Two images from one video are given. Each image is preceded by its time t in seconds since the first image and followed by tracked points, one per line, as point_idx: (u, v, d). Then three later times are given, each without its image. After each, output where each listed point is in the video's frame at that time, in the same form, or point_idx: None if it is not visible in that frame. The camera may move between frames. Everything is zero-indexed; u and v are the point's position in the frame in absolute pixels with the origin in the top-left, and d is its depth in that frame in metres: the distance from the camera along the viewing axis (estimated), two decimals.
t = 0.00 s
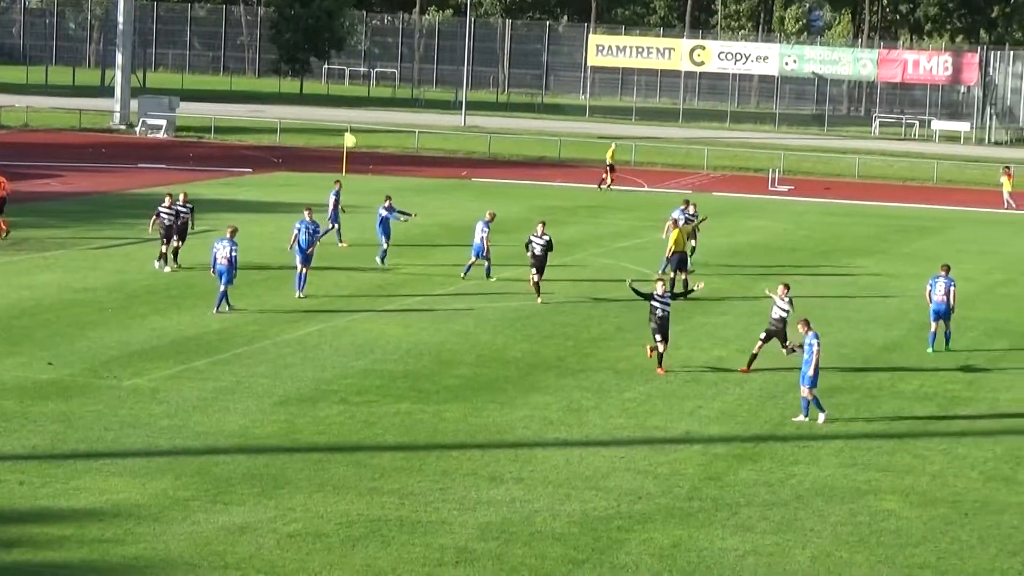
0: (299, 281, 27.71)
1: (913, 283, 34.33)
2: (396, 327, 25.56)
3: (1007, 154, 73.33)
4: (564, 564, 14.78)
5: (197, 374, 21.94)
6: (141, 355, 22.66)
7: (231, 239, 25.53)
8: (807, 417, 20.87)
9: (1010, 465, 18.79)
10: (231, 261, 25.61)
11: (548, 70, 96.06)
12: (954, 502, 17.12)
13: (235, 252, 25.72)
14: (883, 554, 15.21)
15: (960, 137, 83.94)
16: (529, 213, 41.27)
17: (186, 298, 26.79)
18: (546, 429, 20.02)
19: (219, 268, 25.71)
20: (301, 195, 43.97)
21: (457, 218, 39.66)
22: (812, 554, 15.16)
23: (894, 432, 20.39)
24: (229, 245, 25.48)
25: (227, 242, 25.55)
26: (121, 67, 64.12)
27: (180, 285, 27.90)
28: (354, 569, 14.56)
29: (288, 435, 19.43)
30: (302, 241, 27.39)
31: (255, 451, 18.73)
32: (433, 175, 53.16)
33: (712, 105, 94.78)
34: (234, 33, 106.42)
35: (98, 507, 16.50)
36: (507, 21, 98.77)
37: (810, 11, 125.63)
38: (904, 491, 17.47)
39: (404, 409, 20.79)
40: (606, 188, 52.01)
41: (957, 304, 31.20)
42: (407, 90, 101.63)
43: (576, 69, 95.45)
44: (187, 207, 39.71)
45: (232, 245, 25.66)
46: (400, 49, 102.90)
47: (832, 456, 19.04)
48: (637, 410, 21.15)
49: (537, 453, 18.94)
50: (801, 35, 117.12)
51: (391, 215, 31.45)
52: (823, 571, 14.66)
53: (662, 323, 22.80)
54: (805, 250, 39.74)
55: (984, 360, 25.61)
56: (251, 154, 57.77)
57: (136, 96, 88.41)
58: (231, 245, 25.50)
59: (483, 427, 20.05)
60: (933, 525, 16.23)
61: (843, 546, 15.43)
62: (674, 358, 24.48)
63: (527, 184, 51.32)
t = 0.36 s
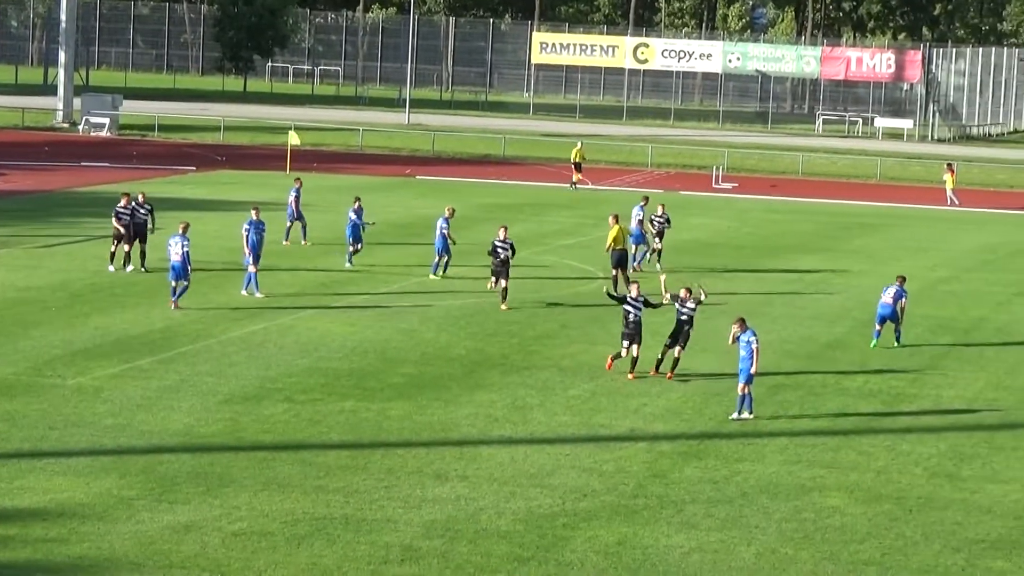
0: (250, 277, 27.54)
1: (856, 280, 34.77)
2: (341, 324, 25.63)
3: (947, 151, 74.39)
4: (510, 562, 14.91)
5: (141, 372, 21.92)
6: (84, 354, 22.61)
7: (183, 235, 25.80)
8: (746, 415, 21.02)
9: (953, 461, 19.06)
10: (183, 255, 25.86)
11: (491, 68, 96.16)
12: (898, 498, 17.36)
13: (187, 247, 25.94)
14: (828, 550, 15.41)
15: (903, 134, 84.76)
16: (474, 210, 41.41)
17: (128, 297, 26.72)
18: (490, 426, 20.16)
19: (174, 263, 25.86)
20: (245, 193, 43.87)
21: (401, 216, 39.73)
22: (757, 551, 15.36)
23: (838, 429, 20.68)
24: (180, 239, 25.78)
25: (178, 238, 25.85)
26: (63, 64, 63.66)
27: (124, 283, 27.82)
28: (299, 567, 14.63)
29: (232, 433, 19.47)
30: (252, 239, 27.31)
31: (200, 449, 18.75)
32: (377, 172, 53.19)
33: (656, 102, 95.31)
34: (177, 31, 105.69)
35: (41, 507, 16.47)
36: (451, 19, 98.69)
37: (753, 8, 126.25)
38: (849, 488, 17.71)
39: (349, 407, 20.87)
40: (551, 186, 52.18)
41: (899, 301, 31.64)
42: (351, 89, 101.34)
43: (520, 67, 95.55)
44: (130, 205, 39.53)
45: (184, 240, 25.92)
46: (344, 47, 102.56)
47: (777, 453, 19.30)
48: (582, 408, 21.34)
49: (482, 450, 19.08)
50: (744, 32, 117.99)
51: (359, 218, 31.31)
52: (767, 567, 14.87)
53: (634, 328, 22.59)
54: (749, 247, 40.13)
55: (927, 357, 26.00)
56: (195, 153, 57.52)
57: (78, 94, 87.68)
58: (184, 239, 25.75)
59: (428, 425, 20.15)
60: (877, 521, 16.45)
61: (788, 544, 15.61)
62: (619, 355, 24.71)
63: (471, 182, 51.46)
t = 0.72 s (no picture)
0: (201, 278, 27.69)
1: (804, 277, 35.13)
2: (290, 322, 25.66)
3: (893, 148, 75.16)
4: (460, 559, 15.03)
5: (89, 371, 21.86)
6: (31, 352, 22.50)
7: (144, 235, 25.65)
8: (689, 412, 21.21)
9: (900, 457, 19.34)
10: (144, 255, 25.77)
11: (440, 66, 95.93)
12: (846, 494, 17.60)
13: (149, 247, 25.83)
14: (777, 546, 15.61)
15: (849, 132, 85.35)
16: (423, 208, 41.49)
17: (76, 294, 26.61)
18: (440, 424, 20.27)
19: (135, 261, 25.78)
20: (193, 191, 43.72)
21: (350, 213, 39.74)
22: (706, 547, 15.54)
23: (786, 425, 20.93)
24: (141, 240, 25.62)
25: (139, 237, 25.69)
26: (8, 62, 63.09)
27: (71, 281, 27.71)
28: (248, 565, 14.69)
29: (181, 431, 19.47)
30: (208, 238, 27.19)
31: (149, 448, 18.75)
32: (326, 170, 53.12)
33: (604, 99, 95.57)
34: (124, 28, 104.87)
35: None
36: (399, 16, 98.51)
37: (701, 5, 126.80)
38: (796, 484, 17.95)
39: (298, 405, 20.90)
40: (500, 183, 52.30)
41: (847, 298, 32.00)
42: (300, 86, 100.91)
43: (469, 65, 95.41)
44: (76, 204, 39.30)
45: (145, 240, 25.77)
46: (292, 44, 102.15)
47: (726, 449, 19.52)
48: (531, 404, 21.47)
49: (432, 448, 19.18)
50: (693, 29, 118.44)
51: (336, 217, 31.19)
52: (715, 563, 15.06)
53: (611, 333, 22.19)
54: (698, 244, 40.41)
55: (873, 354, 26.35)
56: (143, 150, 57.21)
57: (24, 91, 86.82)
58: (145, 241, 25.60)
59: (377, 422, 20.23)
60: (825, 517, 16.67)
61: (737, 540, 15.81)
62: (568, 352, 24.87)
63: (420, 179, 51.51)
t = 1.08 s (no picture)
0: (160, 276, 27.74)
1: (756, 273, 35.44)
2: (244, 319, 25.67)
3: (845, 144, 75.90)
4: (414, 556, 15.15)
5: (41, 369, 21.81)
6: None
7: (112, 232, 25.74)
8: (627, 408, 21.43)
9: (854, 453, 19.61)
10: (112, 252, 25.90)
11: (392, 63, 95.96)
12: (799, 490, 17.84)
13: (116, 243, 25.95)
14: (731, 542, 15.82)
15: (802, 128, 85.91)
16: (376, 204, 41.53)
17: (29, 292, 26.50)
18: (394, 420, 20.37)
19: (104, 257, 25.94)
20: (146, 188, 43.54)
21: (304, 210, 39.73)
22: (661, 543, 15.74)
23: (739, 421, 21.17)
24: (109, 236, 25.72)
25: (107, 233, 25.81)
26: None
27: (23, 279, 27.59)
28: (202, 563, 14.75)
29: (134, 428, 19.47)
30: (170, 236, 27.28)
31: (102, 445, 18.74)
32: (279, 166, 53.03)
33: (557, 95, 96.03)
34: (76, 25, 104.14)
35: None
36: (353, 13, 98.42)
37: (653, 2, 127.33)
38: (749, 480, 18.18)
39: (252, 402, 20.94)
40: (454, 180, 52.39)
41: (801, 293, 32.32)
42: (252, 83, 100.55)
43: (422, 61, 95.36)
44: (28, 201, 39.06)
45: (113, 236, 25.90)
46: (245, 41, 101.83)
47: (679, 445, 19.74)
48: (485, 401, 21.63)
49: (385, 445, 19.29)
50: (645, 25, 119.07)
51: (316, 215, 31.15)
52: (669, 558, 15.26)
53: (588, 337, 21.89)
54: (652, 241, 40.67)
55: (826, 350, 26.65)
56: (95, 147, 56.88)
57: None
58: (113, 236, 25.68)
59: (331, 419, 20.31)
60: (780, 513, 16.89)
61: (691, 536, 16.01)
62: (521, 349, 25.01)
63: (373, 175, 51.53)
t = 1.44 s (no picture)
0: (118, 267, 28.06)
1: (709, 264, 35.75)
2: (199, 311, 25.66)
3: (799, 135, 76.50)
4: (370, 548, 15.27)
5: None
6: None
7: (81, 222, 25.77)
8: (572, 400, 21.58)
9: (808, 443, 19.88)
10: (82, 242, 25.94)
11: (346, 54, 95.57)
12: (754, 480, 18.08)
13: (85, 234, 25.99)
14: (684, 533, 16.03)
15: (756, 119, 86.46)
16: (330, 196, 41.53)
17: None
18: (348, 413, 20.46)
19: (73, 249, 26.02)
20: (98, 180, 43.34)
21: (258, 202, 39.69)
22: (615, 534, 15.93)
23: (693, 412, 21.41)
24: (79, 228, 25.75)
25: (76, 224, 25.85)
26: None
27: None
28: (156, 555, 14.80)
29: (88, 421, 19.45)
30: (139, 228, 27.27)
31: (54, 438, 18.72)
32: (232, 158, 52.92)
33: (511, 87, 96.08)
34: (27, 16, 103.36)
35: None
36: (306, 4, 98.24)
37: None
38: (703, 471, 18.41)
39: (206, 394, 20.97)
40: (409, 172, 52.39)
41: (754, 284, 32.60)
42: (206, 75, 100.13)
43: (375, 54, 94.68)
44: None
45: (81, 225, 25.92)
46: (197, 33, 101.39)
47: (633, 437, 19.95)
48: (439, 393, 21.75)
49: (340, 437, 19.37)
50: (599, 17, 119.22)
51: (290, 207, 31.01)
52: (624, 549, 15.45)
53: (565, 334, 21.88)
54: (606, 232, 40.87)
55: (780, 341, 26.95)
56: (46, 139, 56.51)
57: None
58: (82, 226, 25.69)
59: (285, 411, 20.37)
60: (733, 504, 17.12)
61: (646, 527, 16.21)
62: (477, 340, 25.15)
63: (326, 167, 51.52)
